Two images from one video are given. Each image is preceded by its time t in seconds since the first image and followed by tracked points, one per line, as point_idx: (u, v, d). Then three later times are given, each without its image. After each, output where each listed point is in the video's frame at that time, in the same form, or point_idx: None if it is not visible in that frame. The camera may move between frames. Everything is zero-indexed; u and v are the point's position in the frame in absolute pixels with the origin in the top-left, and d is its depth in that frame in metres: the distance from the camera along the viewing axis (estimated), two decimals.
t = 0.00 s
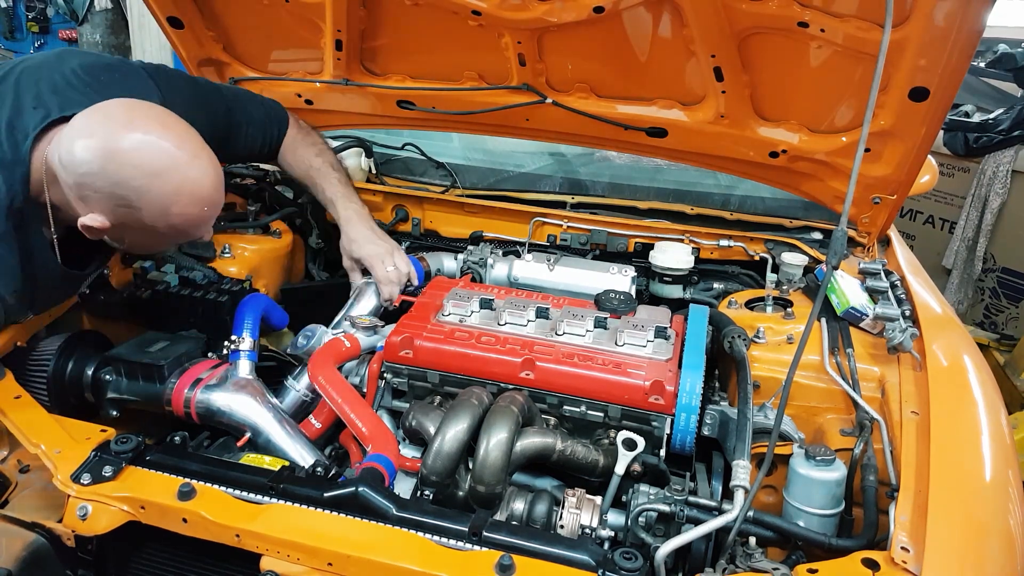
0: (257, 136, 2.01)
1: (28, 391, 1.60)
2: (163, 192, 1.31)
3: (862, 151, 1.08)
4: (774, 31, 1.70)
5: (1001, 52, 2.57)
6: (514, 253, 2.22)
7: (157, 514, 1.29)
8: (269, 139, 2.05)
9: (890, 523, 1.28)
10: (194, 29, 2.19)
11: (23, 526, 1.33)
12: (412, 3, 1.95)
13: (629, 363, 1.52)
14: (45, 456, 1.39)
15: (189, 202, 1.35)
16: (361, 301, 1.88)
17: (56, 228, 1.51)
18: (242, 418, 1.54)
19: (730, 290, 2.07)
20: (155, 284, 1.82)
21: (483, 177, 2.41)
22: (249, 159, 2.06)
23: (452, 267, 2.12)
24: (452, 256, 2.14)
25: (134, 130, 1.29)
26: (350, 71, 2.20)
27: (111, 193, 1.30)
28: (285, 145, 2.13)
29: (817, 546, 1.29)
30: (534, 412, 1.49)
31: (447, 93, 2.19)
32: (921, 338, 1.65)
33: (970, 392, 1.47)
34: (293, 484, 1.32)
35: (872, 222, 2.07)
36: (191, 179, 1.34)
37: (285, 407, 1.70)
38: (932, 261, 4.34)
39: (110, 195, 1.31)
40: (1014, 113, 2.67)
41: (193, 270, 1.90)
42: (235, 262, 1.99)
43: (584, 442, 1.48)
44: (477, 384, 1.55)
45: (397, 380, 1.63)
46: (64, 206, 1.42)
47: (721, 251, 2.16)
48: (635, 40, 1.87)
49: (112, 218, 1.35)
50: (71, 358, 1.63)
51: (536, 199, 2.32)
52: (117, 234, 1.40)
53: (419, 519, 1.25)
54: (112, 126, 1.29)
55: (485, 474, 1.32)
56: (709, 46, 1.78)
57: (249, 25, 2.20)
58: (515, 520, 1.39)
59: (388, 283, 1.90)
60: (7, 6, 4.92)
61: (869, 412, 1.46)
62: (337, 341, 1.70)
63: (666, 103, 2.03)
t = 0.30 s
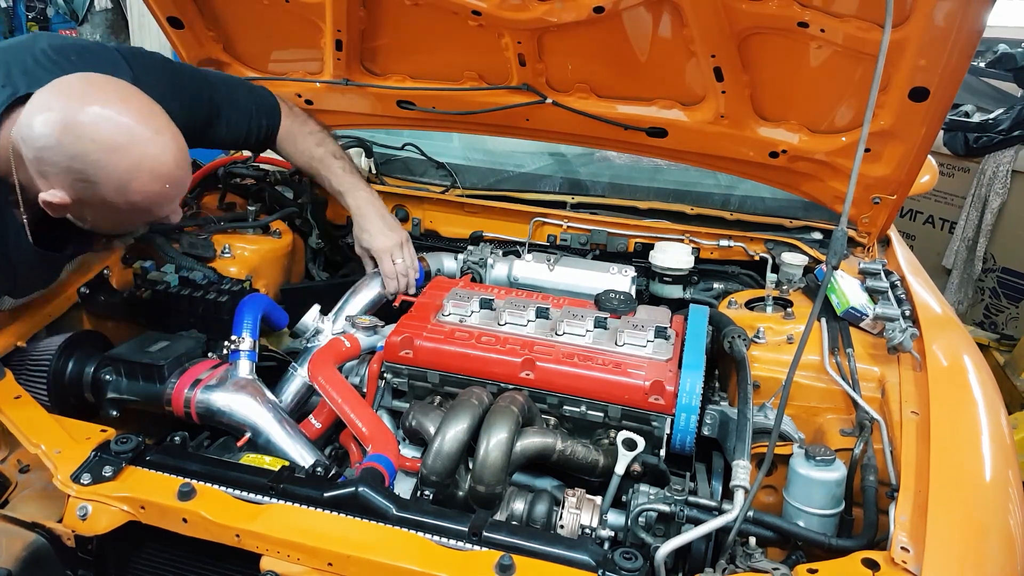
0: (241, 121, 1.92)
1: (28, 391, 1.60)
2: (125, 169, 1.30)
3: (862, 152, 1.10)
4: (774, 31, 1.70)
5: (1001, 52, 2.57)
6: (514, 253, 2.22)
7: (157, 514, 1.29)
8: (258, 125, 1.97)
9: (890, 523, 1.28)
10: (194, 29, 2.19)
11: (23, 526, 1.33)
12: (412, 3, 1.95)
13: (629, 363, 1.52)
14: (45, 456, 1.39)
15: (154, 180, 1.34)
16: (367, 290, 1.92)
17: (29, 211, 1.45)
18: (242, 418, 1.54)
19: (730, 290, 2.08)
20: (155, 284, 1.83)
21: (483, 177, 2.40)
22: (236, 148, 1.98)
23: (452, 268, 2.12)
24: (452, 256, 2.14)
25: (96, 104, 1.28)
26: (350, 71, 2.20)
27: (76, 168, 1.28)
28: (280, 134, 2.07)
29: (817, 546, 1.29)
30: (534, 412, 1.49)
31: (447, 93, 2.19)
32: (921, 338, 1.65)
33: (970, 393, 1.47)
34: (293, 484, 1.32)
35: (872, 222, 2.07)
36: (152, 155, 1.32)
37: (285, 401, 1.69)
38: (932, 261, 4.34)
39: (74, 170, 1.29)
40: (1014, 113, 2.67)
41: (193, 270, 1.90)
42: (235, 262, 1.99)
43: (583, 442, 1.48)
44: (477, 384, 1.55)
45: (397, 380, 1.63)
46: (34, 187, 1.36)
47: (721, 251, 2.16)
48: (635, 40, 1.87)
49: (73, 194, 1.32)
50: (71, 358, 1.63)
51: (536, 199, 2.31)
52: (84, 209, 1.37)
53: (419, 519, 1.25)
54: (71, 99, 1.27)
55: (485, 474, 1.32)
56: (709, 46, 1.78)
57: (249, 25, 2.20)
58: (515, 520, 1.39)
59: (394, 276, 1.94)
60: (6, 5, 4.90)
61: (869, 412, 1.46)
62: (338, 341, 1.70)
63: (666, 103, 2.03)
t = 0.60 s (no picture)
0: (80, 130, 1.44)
1: (28, 391, 1.60)
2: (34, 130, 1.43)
3: (862, 152, 1.10)
4: (774, 31, 1.70)
5: (1001, 52, 2.58)
6: (514, 253, 2.22)
7: (157, 514, 1.29)
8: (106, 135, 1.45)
9: (890, 523, 1.28)
10: (194, 29, 2.19)
11: (23, 526, 1.33)
12: (412, 3, 1.95)
13: (629, 363, 1.52)
14: (45, 457, 1.39)
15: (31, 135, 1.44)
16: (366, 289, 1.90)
17: None
18: (242, 418, 1.54)
19: (729, 290, 2.08)
20: (154, 284, 1.82)
21: (483, 177, 2.42)
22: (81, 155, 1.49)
23: (452, 267, 2.12)
24: (452, 256, 2.15)
25: None
26: (350, 71, 2.20)
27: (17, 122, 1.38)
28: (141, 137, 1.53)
29: (817, 546, 1.29)
30: (534, 412, 1.49)
31: (447, 93, 2.19)
32: (921, 338, 1.65)
33: (970, 393, 1.47)
34: (293, 484, 1.32)
35: (872, 222, 2.07)
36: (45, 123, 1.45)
37: (285, 402, 1.69)
38: (932, 261, 4.34)
39: None
40: (1014, 113, 2.67)
41: (193, 271, 1.92)
42: (235, 262, 1.99)
43: (584, 442, 1.48)
44: (477, 384, 1.55)
45: (397, 380, 1.63)
46: None
47: (721, 252, 2.16)
48: (635, 41, 1.87)
49: None
50: (71, 358, 1.63)
51: (536, 199, 2.33)
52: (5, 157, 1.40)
53: (419, 519, 1.25)
54: None
55: (485, 474, 1.32)
56: (708, 46, 1.78)
57: (249, 25, 2.20)
58: (515, 520, 1.39)
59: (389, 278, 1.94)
60: (7, 5, 4.91)
61: (869, 412, 1.46)
62: (337, 341, 1.70)
63: (666, 103, 2.03)
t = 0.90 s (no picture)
0: None
1: (28, 391, 1.60)
2: None
3: (862, 152, 1.10)
4: (774, 31, 1.70)
5: (1001, 52, 2.58)
6: (514, 253, 2.22)
7: (157, 514, 1.29)
8: None
9: (890, 523, 1.28)
10: (194, 30, 2.19)
11: (23, 526, 1.33)
12: (412, 3, 1.95)
13: (629, 363, 1.52)
14: (45, 457, 1.39)
15: None
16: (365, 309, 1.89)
17: None
18: (242, 418, 1.54)
19: (729, 290, 2.08)
20: (154, 284, 1.82)
21: (483, 177, 2.42)
22: None
23: (452, 267, 2.13)
24: (452, 256, 2.15)
25: None
26: (350, 71, 2.20)
27: None
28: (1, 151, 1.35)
29: (817, 546, 1.29)
30: (534, 412, 1.49)
31: (447, 93, 2.19)
32: (921, 338, 1.65)
33: (970, 392, 1.47)
34: (293, 484, 1.32)
35: (872, 222, 2.07)
36: None
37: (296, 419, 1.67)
38: (932, 261, 4.34)
39: None
40: (1014, 113, 2.67)
41: (193, 271, 1.91)
42: (235, 262, 1.99)
43: (584, 442, 1.48)
44: (477, 384, 1.55)
45: (397, 380, 1.63)
46: None
47: (721, 252, 2.16)
48: (635, 41, 1.87)
49: None
50: (71, 358, 1.63)
51: (536, 199, 2.33)
52: None
53: (419, 519, 1.25)
54: None
55: (485, 474, 1.32)
56: (708, 46, 1.77)
57: (249, 26, 2.20)
58: (515, 520, 1.39)
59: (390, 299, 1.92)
60: (7, 5, 4.91)
61: (869, 412, 1.46)
62: (338, 341, 1.71)
63: (666, 103, 2.03)
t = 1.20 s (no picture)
0: None
1: (28, 391, 1.60)
2: None
3: (862, 151, 1.10)
4: (774, 32, 1.70)
5: (1001, 52, 2.58)
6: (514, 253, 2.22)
7: (157, 515, 1.29)
8: None
9: (890, 523, 1.28)
10: (194, 30, 2.19)
11: (23, 526, 1.33)
12: (412, 4, 1.95)
13: (629, 363, 1.52)
14: (45, 456, 1.39)
15: None
16: (342, 292, 1.90)
17: None
18: (241, 418, 1.54)
19: (729, 290, 2.08)
20: (154, 285, 1.82)
21: (483, 177, 2.42)
22: None
23: (452, 268, 2.13)
24: (453, 256, 2.15)
25: None
26: (350, 71, 2.20)
27: None
28: None
29: (817, 546, 1.29)
30: (534, 412, 1.49)
31: (447, 93, 2.19)
32: (921, 338, 1.65)
33: (970, 393, 1.47)
34: (293, 484, 1.32)
35: (872, 222, 2.07)
36: None
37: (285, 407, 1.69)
38: (932, 261, 4.34)
39: None
40: (1014, 113, 2.67)
41: (193, 271, 1.91)
42: (235, 263, 1.99)
43: (584, 443, 1.48)
44: (477, 384, 1.56)
45: (397, 380, 1.63)
46: None
47: (721, 252, 2.16)
48: (635, 41, 1.87)
49: None
50: (71, 358, 1.63)
51: (536, 199, 2.33)
52: None
53: (419, 519, 1.25)
54: None
55: (485, 474, 1.32)
56: (708, 46, 1.77)
57: (249, 26, 2.20)
58: (515, 520, 1.39)
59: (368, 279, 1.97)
60: (7, 6, 4.91)
61: (869, 412, 1.46)
62: (338, 341, 1.71)
63: (666, 103, 2.03)
